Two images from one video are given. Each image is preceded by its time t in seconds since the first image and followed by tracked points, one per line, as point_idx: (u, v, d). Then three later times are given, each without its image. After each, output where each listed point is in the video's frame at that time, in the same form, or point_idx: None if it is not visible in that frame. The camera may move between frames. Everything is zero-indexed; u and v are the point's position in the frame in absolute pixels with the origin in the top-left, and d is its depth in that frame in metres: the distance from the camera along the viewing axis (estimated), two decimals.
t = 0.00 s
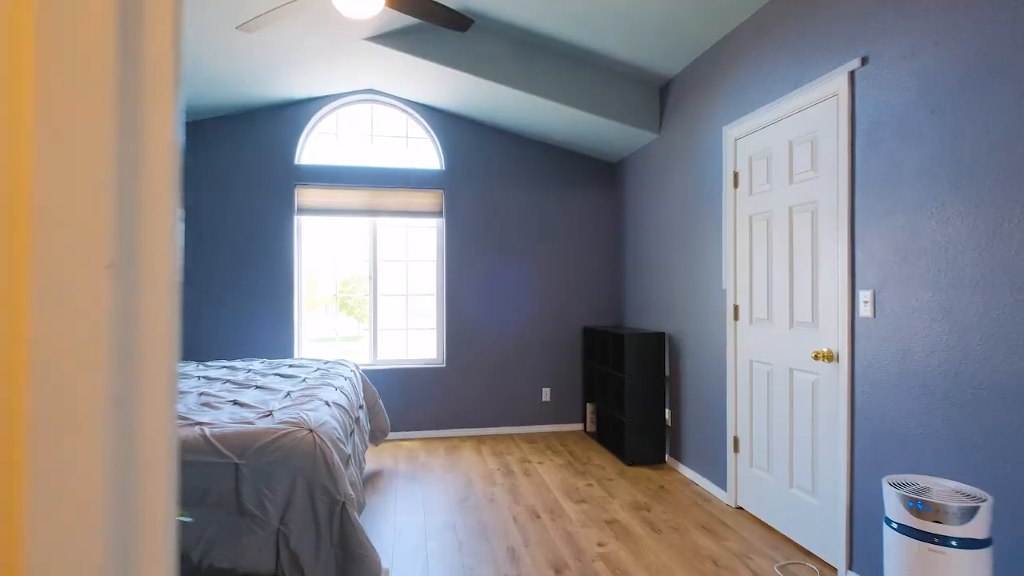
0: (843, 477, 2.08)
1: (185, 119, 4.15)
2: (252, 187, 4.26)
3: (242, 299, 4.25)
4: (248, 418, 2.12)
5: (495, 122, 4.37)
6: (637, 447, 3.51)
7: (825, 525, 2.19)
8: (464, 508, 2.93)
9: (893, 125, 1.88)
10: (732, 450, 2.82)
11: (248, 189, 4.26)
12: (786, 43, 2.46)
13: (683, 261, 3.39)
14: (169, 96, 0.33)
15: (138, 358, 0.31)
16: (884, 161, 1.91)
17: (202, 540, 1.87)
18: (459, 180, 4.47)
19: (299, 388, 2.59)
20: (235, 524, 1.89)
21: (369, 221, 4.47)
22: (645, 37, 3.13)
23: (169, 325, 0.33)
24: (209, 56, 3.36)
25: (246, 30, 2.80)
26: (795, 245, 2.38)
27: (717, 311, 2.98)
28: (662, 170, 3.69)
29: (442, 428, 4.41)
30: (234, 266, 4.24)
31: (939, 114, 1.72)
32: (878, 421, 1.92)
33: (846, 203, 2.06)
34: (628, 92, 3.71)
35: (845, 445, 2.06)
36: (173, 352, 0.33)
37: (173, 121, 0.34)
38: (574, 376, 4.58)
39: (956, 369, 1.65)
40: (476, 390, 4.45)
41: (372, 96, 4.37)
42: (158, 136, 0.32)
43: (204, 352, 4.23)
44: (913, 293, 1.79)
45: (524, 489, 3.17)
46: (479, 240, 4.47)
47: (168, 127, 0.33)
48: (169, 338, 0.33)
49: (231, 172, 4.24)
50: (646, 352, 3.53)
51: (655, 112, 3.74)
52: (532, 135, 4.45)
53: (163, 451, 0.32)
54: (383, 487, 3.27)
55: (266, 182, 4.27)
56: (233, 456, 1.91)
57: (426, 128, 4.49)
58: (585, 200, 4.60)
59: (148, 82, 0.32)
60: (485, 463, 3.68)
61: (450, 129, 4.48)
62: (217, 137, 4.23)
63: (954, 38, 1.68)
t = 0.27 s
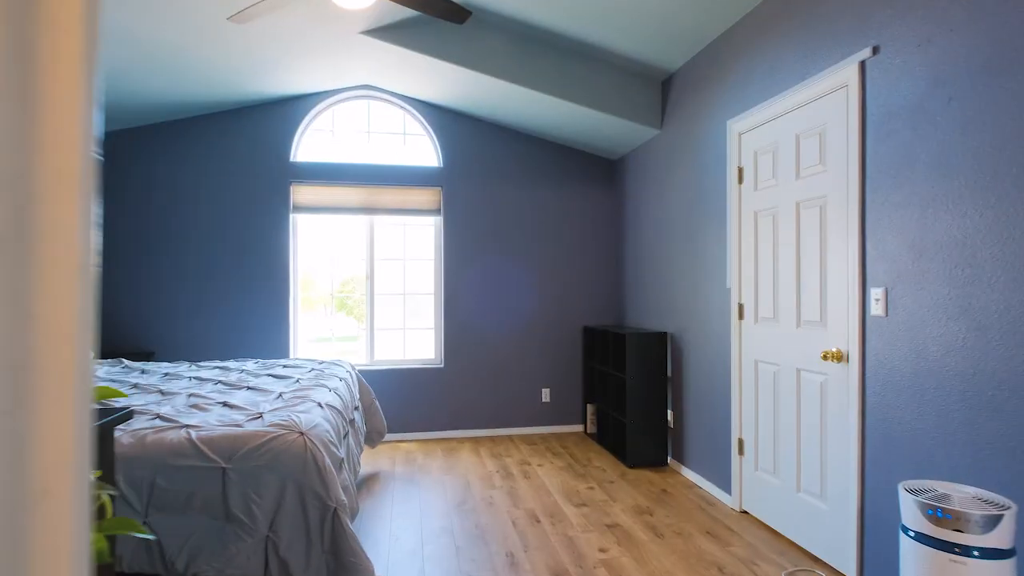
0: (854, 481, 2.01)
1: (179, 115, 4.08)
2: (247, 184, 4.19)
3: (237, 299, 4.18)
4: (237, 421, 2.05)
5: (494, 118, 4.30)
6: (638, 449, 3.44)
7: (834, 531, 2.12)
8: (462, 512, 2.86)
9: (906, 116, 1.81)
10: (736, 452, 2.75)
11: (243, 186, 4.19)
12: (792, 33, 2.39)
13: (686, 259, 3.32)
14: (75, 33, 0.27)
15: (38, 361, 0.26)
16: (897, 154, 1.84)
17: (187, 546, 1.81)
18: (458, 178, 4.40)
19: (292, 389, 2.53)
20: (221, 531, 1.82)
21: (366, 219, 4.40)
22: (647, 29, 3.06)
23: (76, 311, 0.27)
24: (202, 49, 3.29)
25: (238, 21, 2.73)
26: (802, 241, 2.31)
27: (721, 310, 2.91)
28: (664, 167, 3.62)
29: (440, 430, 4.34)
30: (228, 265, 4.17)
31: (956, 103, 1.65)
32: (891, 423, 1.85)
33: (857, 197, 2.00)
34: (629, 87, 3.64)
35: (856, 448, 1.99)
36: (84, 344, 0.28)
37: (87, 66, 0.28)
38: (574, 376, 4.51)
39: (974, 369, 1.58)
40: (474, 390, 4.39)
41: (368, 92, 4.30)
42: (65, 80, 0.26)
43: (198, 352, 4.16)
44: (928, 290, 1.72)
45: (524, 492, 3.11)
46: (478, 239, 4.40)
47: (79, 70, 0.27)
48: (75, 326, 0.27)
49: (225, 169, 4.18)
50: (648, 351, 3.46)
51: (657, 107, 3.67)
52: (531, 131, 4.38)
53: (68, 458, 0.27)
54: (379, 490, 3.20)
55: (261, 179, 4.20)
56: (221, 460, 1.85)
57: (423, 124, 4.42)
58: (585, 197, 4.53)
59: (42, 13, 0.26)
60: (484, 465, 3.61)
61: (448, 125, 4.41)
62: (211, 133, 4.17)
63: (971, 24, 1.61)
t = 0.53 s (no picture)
0: (865, 485, 1.94)
1: (172, 112, 4.02)
2: (242, 182, 4.12)
3: (232, 298, 4.11)
4: (226, 422, 1.99)
5: (493, 115, 4.23)
6: (640, 451, 3.37)
7: (843, 536, 2.05)
8: (460, 516, 2.79)
9: (920, 106, 1.74)
10: (741, 455, 2.68)
11: (238, 184, 4.12)
12: (799, 23, 2.32)
13: (689, 257, 3.24)
14: None
15: None
16: (911, 146, 1.77)
17: (171, 554, 1.74)
18: (456, 175, 4.33)
19: (285, 389, 2.46)
20: (207, 538, 1.76)
21: (363, 217, 4.33)
22: (649, 21, 2.99)
23: None
24: (195, 43, 3.22)
25: (230, 13, 2.65)
26: (810, 237, 2.25)
27: (725, 309, 2.84)
28: (666, 163, 3.55)
29: (439, 431, 4.27)
30: (225, 264, 4.10)
31: (973, 91, 1.58)
32: (905, 425, 1.79)
33: (868, 191, 1.93)
34: (631, 82, 3.57)
35: (867, 451, 1.92)
36: None
37: None
38: (574, 377, 4.43)
39: (994, 369, 1.51)
40: (473, 391, 4.32)
41: (365, 88, 4.23)
42: None
43: (192, 352, 4.09)
44: (944, 288, 1.65)
45: (524, 495, 3.04)
46: (477, 237, 4.33)
47: None
48: None
49: (220, 166, 4.11)
50: (650, 351, 3.38)
51: (659, 102, 3.60)
52: (531, 128, 4.31)
53: None
54: (375, 493, 3.13)
55: (256, 176, 4.14)
56: (207, 464, 1.79)
57: (421, 121, 4.35)
58: (585, 195, 4.46)
59: None
60: (483, 467, 3.54)
61: (446, 122, 4.34)
62: (206, 130, 4.10)
63: (990, 8, 1.54)
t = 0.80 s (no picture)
0: (878, 490, 1.87)
1: (169, 109, 3.96)
2: (238, 179, 4.07)
3: (228, 297, 4.05)
4: (216, 423, 1.93)
5: (493, 111, 4.17)
6: (642, 453, 3.31)
7: (854, 542, 1.99)
8: (458, 519, 2.73)
9: (936, 95, 1.68)
10: (747, 457, 2.61)
11: (234, 181, 4.06)
12: (807, 13, 2.25)
13: (692, 255, 3.18)
14: None
15: None
16: (927, 136, 1.71)
17: (157, 560, 1.67)
18: (455, 172, 4.27)
19: (278, 389, 2.40)
20: (194, 543, 1.69)
21: (361, 215, 4.27)
22: (652, 14, 2.92)
23: None
24: (191, 40, 3.16)
25: (225, 7, 2.59)
26: (819, 232, 2.18)
27: (730, 307, 2.77)
28: (669, 159, 3.49)
29: (438, 432, 4.21)
30: (221, 262, 4.04)
31: (993, 78, 1.52)
32: (920, 427, 1.72)
33: (880, 184, 1.87)
34: (633, 77, 3.51)
35: (879, 454, 1.86)
36: None
37: None
38: (575, 377, 4.37)
39: (1015, 369, 1.45)
40: (473, 391, 4.26)
41: (363, 84, 4.17)
42: None
43: (189, 352, 4.03)
44: (962, 284, 1.59)
45: (523, 497, 2.97)
46: (476, 236, 4.27)
47: None
48: None
49: (216, 163, 4.05)
50: (652, 351, 3.32)
51: (662, 97, 3.53)
52: (531, 124, 4.25)
53: None
54: (372, 494, 3.07)
55: (253, 174, 4.08)
56: (196, 466, 1.73)
57: (419, 117, 4.29)
58: (586, 192, 4.40)
59: None
60: (482, 469, 3.47)
61: (445, 119, 4.27)
62: (202, 127, 4.05)
63: None
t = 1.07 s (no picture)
0: (894, 494, 1.81)
1: (168, 107, 3.92)
2: (237, 177, 4.02)
3: (226, 296, 4.00)
4: (209, 422, 1.88)
5: (494, 108, 4.11)
6: (646, 455, 3.24)
7: (869, 547, 1.93)
8: (457, 521, 2.67)
9: (956, 82, 1.63)
10: (755, 460, 2.55)
11: (233, 179, 4.02)
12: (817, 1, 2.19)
13: (697, 253, 3.12)
14: None
15: None
16: (947, 125, 1.65)
17: (146, 565, 1.62)
18: (456, 170, 4.22)
19: (274, 388, 2.35)
20: (184, 547, 1.63)
21: (361, 213, 4.22)
22: (658, 6, 2.87)
23: None
24: (192, 38, 3.13)
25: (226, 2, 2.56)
26: (830, 227, 2.13)
27: (736, 306, 2.71)
28: (673, 155, 3.43)
29: (437, 433, 4.15)
30: (219, 261, 4.00)
31: (1016, 64, 1.46)
32: (939, 429, 1.66)
33: (896, 176, 1.82)
34: (636, 71, 3.45)
35: (896, 456, 1.80)
36: None
37: None
38: (577, 378, 4.31)
39: None
40: (473, 392, 4.20)
41: (362, 81, 4.13)
42: None
43: (187, 352, 3.99)
44: (985, 279, 1.54)
45: (523, 500, 2.91)
46: (477, 234, 4.22)
47: None
48: None
49: (215, 161, 4.01)
50: (656, 351, 3.25)
51: (666, 92, 3.47)
52: (533, 121, 4.20)
53: None
54: (370, 496, 3.02)
55: (251, 172, 4.03)
56: (186, 467, 1.68)
57: (419, 115, 4.24)
58: (588, 190, 4.34)
59: None
60: (482, 470, 3.41)
61: (445, 116, 4.22)
62: (201, 125, 4.00)
63: None
